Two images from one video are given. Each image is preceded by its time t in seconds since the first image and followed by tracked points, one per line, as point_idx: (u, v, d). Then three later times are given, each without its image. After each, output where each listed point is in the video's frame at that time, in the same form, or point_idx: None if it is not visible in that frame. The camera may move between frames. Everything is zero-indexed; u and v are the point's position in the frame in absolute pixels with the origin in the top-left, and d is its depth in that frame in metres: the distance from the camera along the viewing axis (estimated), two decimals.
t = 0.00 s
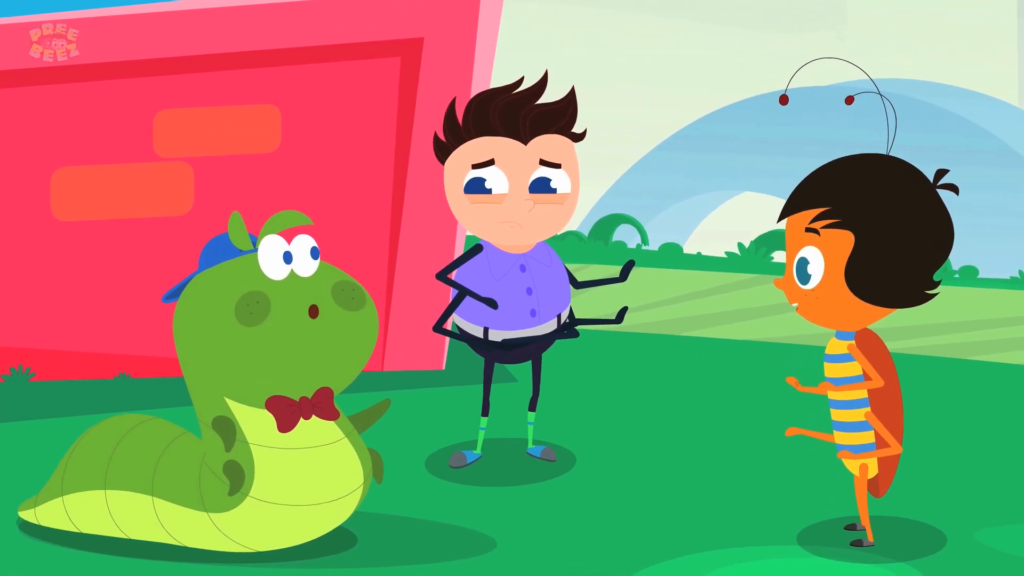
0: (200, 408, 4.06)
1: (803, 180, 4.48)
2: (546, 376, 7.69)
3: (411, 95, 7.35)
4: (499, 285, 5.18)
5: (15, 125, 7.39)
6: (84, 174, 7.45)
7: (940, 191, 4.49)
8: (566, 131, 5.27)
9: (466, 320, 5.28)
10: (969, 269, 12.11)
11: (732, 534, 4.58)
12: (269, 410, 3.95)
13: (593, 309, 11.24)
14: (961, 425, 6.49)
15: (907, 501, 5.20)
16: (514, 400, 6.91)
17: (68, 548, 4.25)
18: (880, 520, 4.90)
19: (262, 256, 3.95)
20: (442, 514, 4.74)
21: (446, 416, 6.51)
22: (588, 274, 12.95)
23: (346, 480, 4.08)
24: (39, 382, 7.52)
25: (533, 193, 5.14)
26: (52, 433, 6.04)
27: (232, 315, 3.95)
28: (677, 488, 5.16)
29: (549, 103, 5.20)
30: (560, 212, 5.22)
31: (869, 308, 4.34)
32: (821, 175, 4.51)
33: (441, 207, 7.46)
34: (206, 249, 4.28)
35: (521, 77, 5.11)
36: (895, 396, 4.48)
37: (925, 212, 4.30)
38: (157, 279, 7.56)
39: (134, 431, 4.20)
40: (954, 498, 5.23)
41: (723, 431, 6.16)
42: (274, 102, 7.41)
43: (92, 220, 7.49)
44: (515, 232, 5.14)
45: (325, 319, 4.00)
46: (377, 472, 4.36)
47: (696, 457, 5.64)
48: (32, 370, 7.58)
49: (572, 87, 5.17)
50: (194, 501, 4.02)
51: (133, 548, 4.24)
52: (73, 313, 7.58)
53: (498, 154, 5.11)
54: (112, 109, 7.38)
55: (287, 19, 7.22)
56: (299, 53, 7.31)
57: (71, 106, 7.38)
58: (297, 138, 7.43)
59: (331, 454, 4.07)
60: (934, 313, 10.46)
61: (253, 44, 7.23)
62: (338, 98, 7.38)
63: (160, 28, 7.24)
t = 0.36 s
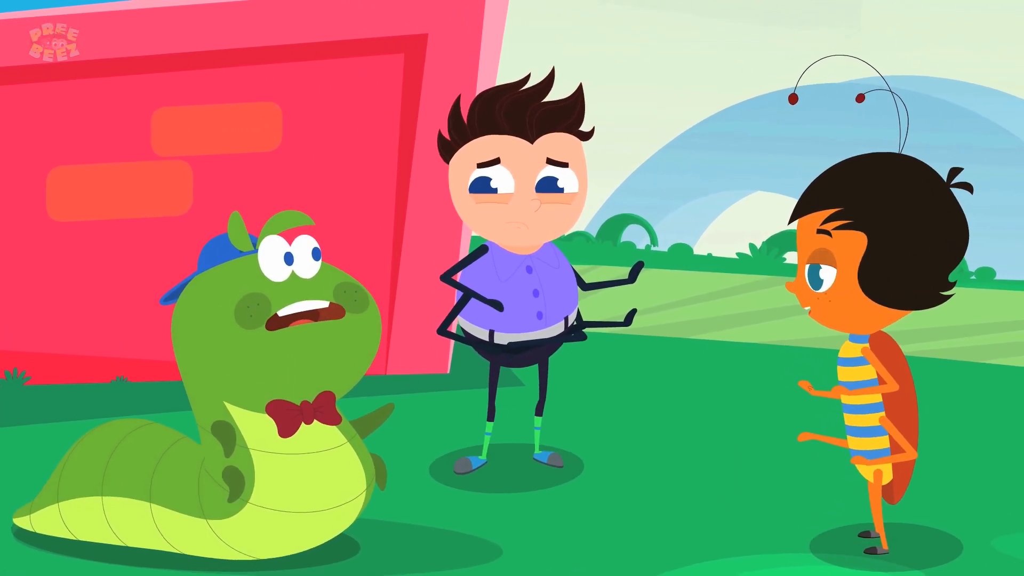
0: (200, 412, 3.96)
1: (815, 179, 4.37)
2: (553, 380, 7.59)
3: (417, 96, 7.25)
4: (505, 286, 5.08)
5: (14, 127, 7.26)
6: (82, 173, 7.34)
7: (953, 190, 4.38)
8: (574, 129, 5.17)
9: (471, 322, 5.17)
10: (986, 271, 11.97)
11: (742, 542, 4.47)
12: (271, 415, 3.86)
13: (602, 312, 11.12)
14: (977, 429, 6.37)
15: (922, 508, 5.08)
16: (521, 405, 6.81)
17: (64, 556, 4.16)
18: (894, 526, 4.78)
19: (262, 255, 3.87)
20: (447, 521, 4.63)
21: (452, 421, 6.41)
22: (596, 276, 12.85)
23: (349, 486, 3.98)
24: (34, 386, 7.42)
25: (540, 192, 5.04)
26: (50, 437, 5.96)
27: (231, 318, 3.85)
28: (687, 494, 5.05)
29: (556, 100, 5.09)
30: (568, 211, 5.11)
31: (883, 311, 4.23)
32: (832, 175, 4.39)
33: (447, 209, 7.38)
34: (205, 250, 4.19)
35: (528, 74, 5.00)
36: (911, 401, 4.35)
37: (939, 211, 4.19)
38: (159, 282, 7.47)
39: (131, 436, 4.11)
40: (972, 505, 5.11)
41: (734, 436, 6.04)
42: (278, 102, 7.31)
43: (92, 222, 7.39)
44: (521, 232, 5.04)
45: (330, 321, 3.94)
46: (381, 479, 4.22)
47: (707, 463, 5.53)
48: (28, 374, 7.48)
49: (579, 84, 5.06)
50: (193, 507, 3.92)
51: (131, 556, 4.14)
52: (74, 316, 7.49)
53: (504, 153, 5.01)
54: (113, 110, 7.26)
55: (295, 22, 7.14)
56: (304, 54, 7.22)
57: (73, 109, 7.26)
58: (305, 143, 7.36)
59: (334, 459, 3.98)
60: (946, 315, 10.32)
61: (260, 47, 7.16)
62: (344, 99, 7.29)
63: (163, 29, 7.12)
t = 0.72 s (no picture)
0: (189, 417, 3.87)
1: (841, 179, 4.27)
2: (561, 383, 7.48)
3: (422, 96, 7.14)
4: (510, 289, 4.98)
5: (15, 128, 7.19)
6: (80, 171, 7.26)
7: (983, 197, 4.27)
8: (582, 127, 5.07)
9: (476, 325, 5.08)
10: (1002, 273, 11.81)
11: (752, 549, 4.36)
12: (252, 422, 3.77)
13: (611, 314, 11.00)
14: (996, 435, 6.23)
15: (938, 516, 4.95)
16: (527, 409, 6.71)
17: (59, 564, 4.07)
18: (910, 534, 4.66)
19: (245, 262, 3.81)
20: (451, 528, 4.53)
21: (458, 425, 6.31)
22: (604, 277, 12.75)
23: (350, 492, 3.89)
24: (29, 389, 7.36)
25: (546, 192, 4.95)
26: (48, 442, 5.88)
27: (215, 318, 3.76)
28: (697, 501, 4.94)
29: (563, 97, 4.99)
30: (575, 212, 5.01)
31: (904, 316, 4.14)
32: (859, 175, 4.29)
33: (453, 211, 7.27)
34: (184, 250, 4.10)
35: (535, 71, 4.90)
36: (926, 409, 4.22)
37: (968, 215, 4.08)
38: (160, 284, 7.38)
39: (129, 440, 4.02)
40: (990, 513, 4.98)
41: (746, 442, 5.92)
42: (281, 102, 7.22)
43: (93, 223, 7.31)
44: (528, 233, 4.95)
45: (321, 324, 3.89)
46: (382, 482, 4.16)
47: (718, 469, 5.41)
48: (23, 378, 7.42)
49: (588, 81, 4.96)
50: (190, 514, 3.83)
51: (128, 565, 4.05)
52: (75, 318, 7.42)
53: (509, 151, 4.91)
54: (116, 114, 7.18)
55: (299, 21, 7.04)
56: (308, 54, 7.12)
57: (73, 110, 7.19)
58: (308, 143, 7.26)
59: (334, 464, 3.88)
60: (959, 320, 10.16)
61: (264, 46, 7.06)
62: (347, 99, 7.19)
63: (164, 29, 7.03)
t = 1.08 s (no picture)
0: (188, 423, 3.78)
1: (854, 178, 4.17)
2: (568, 387, 7.38)
3: (427, 97, 7.06)
4: (517, 291, 4.88)
5: (15, 129, 7.12)
6: (81, 170, 7.18)
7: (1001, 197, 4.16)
8: (589, 125, 4.97)
9: (482, 328, 4.98)
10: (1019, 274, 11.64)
11: (763, 558, 4.25)
12: (251, 426, 3.67)
13: (619, 316, 10.89)
14: (1014, 441, 6.11)
15: (955, 524, 4.84)
16: (534, 414, 6.61)
17: (55, 572, 3.98)
18: (925, 542, 4.55)
19: (240, 260, 3.74)
20: (456, 536, 4.43)
21: (463, 430, 6.22)
22: (613, 279, 12.64)
23: (352, 500, 3.79)
24: (23, 394, 7.28)
25: (553, 192, 4.85)
26: (47, 447, 5.80)
27: (215, 320, 3.67)
28: (708, 508, 4.83)
29: (570, 95, 4.90)
30: (582, 211, 4.92)
31: (919, 318, 4.02)
32: (873, 175, 4.19)
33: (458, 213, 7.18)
34: (183, 253, 4.01)
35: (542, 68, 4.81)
36: (943, 415, 4.10)
37: (985, 215, 3.97)
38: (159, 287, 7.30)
39: (127, 446, 3.93)
40: (1009, 521, 4.86)
41: (756, 447, 5.81)
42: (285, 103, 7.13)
43: (94, 225, 7.24)
44: (534, 233, 4.85)
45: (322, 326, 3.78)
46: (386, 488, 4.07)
47: (729, 475, 5.30)
48: (18, 382, 7.35)
49: (595, 78, 4.87)
50: (189, 522, 3.73)
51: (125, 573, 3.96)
52: (72, 324, 7.35)
53: (515, 150, 4.81)
54: (117, 115, 7.10)
55: (303, 20, 6.94)
56: (312, 53, 7.03)
57: (74, 110, 7.11)
58: (312, 144, 7.17)
59: (336, 469, 3.79)
60: (971, 323, 10.03)
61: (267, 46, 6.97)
62: (352, 99, 7.10)
63: (166, 28, 6.94)
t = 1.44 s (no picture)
0: (186, 427, 3.69)
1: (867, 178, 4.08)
2: (576, 392, 7.27)
3: (432, 97, 6.96)
4: (523, 292, 4.78)
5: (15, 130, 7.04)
6: (81, 171, 7.10)
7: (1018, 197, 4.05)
8: (597, 123, 4.88)
9: (487, 331, 4.89)
10: None
11: (774, 565, 4.14)
12: (250, 430, 3.58)
13: (627, 319, 10.78)
14: None
15: (971, 532, 4.72)
16: (541, 418, 6.51)
17: None
18: (942, 549, 4.43)
19: (239, 257, 3.65)
20: (460, 544, 4.33)
21: (469, 435, 6.11)
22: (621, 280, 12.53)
23: (355, 506, 3.70)
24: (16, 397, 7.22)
25: (560, 191, 4.75)
26: (43, 453, 5.72)
27: (214, 322, 3.58)
28: (719, 515, 4.72)
29: (577, 93, 4.81)
30: (589, 211, 4.82)
31: (935, 320, 3.91)
32: (887, 175, 4.09)
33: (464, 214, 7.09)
34: (180, 252, 3.94)
35: (549, 65, 4.73)
36: (960, 419, 3.99)
37: (1003, 215, 3.86)
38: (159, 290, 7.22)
39: (124, 451, 3.84)
40: None
41: (766, 453, 5.69)
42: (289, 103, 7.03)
43: (96, 227, 7.16)
44: (540, 233, 4.75)
45: (320, 325, 3.67)
46: (388, 493, 3.97)
47: (740, 482, 5.19)
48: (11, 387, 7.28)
49: (603, 75, 4.78)
50: (187, 528, 3.64)
51: None
52: (72, 327, 7.28)
53: (521, 148, 4.71)
54: (118, 115, 7.02)
55: (307, 19, 6.84)
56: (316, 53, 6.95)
57: (74, 111, 7.03)
58: (316, 145, 7.09)
59: (337, 472, 3.70)
60: (983, 326, 9.89)
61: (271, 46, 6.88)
62: (356, 100, 7.01)
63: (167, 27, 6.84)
